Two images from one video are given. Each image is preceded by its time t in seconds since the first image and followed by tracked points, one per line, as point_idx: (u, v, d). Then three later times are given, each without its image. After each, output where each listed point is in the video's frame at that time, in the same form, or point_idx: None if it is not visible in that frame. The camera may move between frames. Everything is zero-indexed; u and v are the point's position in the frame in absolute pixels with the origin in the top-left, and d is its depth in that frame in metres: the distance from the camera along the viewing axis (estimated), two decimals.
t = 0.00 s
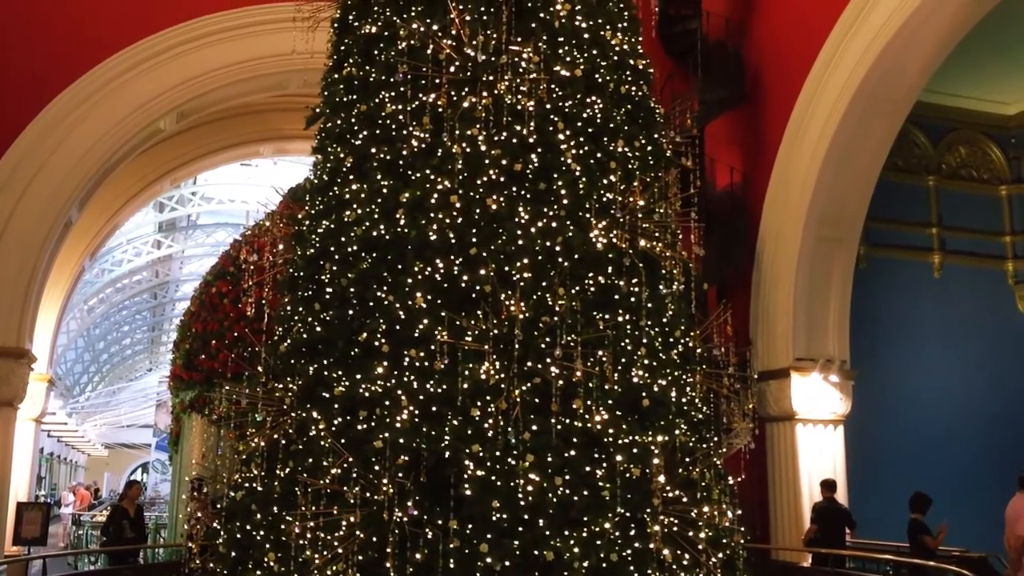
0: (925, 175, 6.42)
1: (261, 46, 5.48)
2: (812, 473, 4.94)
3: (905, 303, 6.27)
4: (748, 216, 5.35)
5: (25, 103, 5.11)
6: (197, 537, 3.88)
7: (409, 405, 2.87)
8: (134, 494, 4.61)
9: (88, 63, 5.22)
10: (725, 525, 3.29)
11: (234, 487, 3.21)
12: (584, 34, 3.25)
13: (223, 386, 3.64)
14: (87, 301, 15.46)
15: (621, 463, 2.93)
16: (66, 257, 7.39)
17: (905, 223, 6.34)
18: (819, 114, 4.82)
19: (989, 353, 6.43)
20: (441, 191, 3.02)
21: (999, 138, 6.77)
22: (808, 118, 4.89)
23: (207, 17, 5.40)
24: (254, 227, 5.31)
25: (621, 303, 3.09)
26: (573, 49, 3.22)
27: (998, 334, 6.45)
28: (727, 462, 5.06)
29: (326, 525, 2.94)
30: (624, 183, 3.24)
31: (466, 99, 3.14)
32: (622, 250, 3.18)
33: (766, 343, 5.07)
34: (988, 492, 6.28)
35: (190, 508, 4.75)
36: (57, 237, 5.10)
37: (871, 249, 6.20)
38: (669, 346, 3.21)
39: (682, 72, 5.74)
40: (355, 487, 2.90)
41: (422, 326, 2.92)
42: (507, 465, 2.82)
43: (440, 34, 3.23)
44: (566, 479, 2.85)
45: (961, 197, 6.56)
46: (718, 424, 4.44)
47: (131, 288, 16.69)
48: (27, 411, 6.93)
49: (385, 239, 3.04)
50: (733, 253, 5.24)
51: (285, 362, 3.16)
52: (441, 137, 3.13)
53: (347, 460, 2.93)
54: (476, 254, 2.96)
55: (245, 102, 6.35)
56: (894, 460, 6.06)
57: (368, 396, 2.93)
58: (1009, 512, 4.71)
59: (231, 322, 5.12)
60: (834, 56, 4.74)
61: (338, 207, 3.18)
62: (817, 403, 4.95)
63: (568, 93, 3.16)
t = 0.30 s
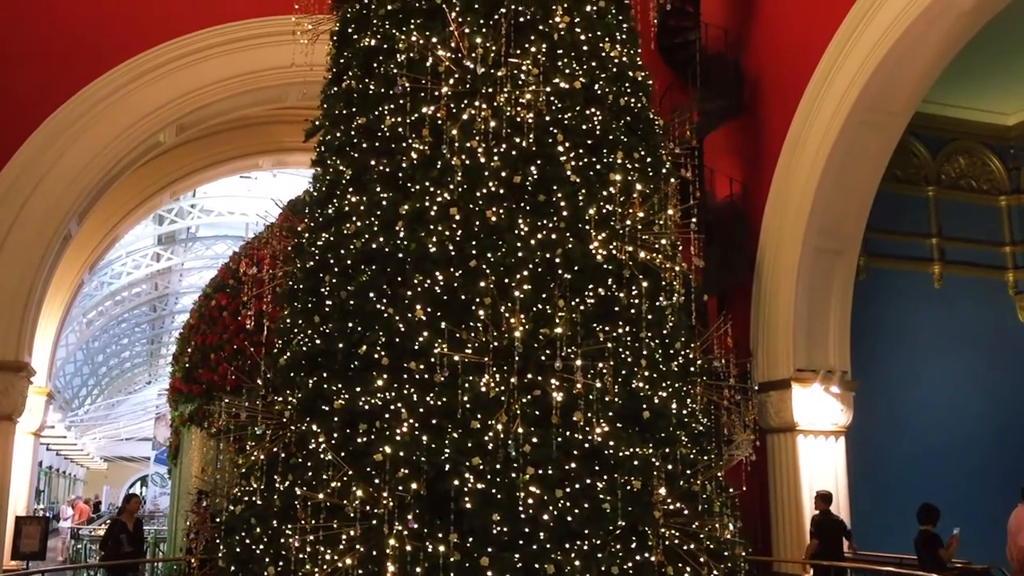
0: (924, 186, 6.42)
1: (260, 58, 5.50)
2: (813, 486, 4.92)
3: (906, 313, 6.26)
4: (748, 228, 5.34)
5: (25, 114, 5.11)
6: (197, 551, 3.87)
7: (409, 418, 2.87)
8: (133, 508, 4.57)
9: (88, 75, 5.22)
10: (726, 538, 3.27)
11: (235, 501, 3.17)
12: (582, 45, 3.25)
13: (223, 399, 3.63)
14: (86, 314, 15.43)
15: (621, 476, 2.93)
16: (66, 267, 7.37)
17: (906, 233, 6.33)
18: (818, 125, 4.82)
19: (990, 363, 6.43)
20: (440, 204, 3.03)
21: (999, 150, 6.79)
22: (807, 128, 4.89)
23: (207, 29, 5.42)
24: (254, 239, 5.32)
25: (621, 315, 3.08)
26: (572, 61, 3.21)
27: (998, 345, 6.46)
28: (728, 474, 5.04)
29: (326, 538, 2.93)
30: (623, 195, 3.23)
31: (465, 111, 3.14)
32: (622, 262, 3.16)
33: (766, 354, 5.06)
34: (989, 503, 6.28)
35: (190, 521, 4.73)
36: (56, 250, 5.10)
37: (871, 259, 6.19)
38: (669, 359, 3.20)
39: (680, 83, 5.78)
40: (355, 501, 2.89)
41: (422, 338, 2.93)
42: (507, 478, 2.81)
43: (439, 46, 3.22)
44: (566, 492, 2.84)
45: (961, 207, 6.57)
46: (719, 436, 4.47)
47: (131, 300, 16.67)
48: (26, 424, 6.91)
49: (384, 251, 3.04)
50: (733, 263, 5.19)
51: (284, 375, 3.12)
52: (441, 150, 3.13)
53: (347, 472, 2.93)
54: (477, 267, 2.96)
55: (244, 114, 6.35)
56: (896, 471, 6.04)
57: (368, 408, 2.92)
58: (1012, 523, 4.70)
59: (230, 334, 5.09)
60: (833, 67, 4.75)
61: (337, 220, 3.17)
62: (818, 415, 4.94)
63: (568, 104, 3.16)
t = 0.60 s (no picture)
0: (923, 197, 6.43)
1: (260, 69, 5.52)
2: (812, 498, 4.91)
3: (906, 323, 6.26)
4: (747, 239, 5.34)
5: (26, 125, 5.12)
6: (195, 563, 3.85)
7: (408, 428, 2.87)
8: (131, 519, 4.59)
9: (90, 86, 5.24)
10: (726, 549, 3.26)
11: (233, 513, 3.16)
12: (582, 56, 3.27)
13: (222, 411, 3.61)
14: (85, 325, 15.41)
15: (621, 487, 2.92)
16: (65, 279, 7.36)
17: (905, 244, 6.34)
18: (817, 135, 4.83)
19: (990, 374, 6.44)
20: (439, 216, 3.03)
21: (997, 160, 6.80)
22: (806, 138, 4.90)
23: (208, 40, 5.43)
24: (254, 250, 5.32)
25: (621, 326, 3.08)
26: (571, 73, 3.22)
27: (997, 355, 6.46)
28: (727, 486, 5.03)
29: (324, 550, 2.92)
30: (623, 206, 3.24)
31: (465, 123, 3.16)
32: (622, 272, 3.18)
33: (766, 364, 5.05)
34: (989, 514, 6.27)
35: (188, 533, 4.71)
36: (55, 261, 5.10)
37: (871, 269, 6.18)
38: (668, 369, 3.20)
39: (679, 93, 5.80)
40: (354, 512, 2.88)
41: (422, 349, 2.93)
42: (507, 489, 2.81)
43: (439, 58, 3.23)
44: (566, 503, 2.84)
45: (960, 218, 6.58)
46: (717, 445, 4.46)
47: (130, 311, 16.65)
48: (24, 435, 6.89)
49: (383, 263, 3.05)
50: (733, 274, 5.19)
51: (283, 387, 3.12)
52: (440, 161, 3.14)
53: (346, 484, 2.92)
54: (476, 278, 2.96)
55: (244, 125, 6.36)
56: (896, 482, 6.03)
57: (367, 419, 2.92)
58: (1013, 535, 4.68)
59: (230, 345, 5.08)
60: (831, 77, 4.76)
61: (337, 231, 3.17)
62: (818, 426, 4.93)
63: (568, 115, 3.16)
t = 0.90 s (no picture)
0: (922, 211, 6.44)
1: (261, 82, 5.52)
2: (812, 511, 4.89)
3: (906, 338, 6.25)
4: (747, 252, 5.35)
5: (28, 137, 5.12)
6: None
7: (407, 442, 2.86)
8: (129, 532, 4.53)
9: (91, 99, 5.24)
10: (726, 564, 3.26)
11: (230, 526, 3.16)
12: (581, 71, 3.28)
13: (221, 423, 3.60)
14: (84, 337, 15.39)
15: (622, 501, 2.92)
16: (65, 292, 7.39)
17: (905, 258, 6.34)
18: (817, 149, 4.83)
19: (990, 388, 6.43)
20: (440, 229, 3.03)
21: (996, 175, 6.81)
22: (806, 152, 4.90)
23: (209, 53, 5.45)
24: (254, 262, 5.32)
25: (620, 340, 3.09)
26: (571, 87, 3.24)
27: (996, 369, 6.46)
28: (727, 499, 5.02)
29: (322, 564, 2.89)
30: (622, 220, 3.25)
31: (465, 136, 3.16)
32: (621, 286, 3.18)
33: (765, 379, 5.04)
34: (989, 529, 6.26)
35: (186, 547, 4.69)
36: (55, 274, 5.10)
37: (871, 283, 6.18)
38: (669, 383, 3.20)
39: (678, 107, 5.84)
40: (352, 526, 2.87)
41: (422, 362, 2.93)
42: (507, 503, 2.81)
43: (439, 72, 3.23)
44: (566, 517, 2.83)
45: (959, 232, 6.59)
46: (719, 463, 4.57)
47: (129, 323, 16.65)
48: (22, 448, 6.87)
49: (384, 275, 3.04)
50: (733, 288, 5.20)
51: (281, 399, 3.12)
52: (440, 174, 3.14)
53: (345, 498, 2.90)
54: (475, 291, 2.96)
55: (244, 138, 6.37)
56: (897, 496, 6.01)
57: (366, 433, 2.92)
58: (1014, 551, 4.66)
59: (229, 359, 5.06)
60: (831, 92, 4.77)
61: (337, 244, 3.17)
62: (818, 440, 4.92)
63: (567, 129, 3.18)
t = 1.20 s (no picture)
0: (921, 226, 6.45)
1: (262, 96, 5.53)
2: (813, 526, 4.88)
3: (906, 353, 6.25)
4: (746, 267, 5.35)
5: (28, 151, 5.13)
6: None
7: (406, 457, 2.87)
8: (128, 547, 4.52)
9: (92, 113, 5.25)
10: None
11: (230, 541, 3.10)
12: (581, 86, 3.30)
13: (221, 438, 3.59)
14: (83, 351, 15.35)
15: (621, 516, 2.91)
16: (66, 303, 7.40)
17: (904, 273, 6.34)
18: (816, 164, 4.84)
19: (990, 403, 6.43)
20: (440, 243, 3.03)
21: (995, 190, 6.83)
22: (806, 166, 4.92)
23: (211, 67, 5.46)
24: (254, 277, 5.32)
25: (620, 354, 3.09)
26: (571, 102, 3.25)
27: (996, 384, 6.46)
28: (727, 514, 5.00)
29: None
30: (622, 234, 3.26)
31: (464, 151, 3.17)
32: (621, 300, 3.19)
33: (765, 393, 5.04)
34: (989, 545, 6.25)
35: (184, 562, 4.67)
36: (55, 288, 5.10)
37: (871, 298, 6.18)
38: (668, 398, 3.21)
39: (678, 122, 5.86)
40: (352, 540, 2.88)
41: (421, 376, 2.93)
42: (506, 519, 2.80)
43: (440, 87, 3.26)
44: (566, 532, 2.82)
45: (958, 247, 6.60)
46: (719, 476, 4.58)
47: (129, 337, 16.63)
48: (21, 462, 6.86)
49: (383, 290, 3.05)
50: (732, 303, 5.22)
51: (281, 415, 3.11)
52: (440, 188, 3.15)
53: (344, 513, 2.90)
54: (475, 305, 2.96)
55: (245, 152, 6.38)
56: (897, 511, 6.00)
57: (366, 447, 2.91)
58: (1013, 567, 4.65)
59: (228, 372, 5.05)
60: (830, 107, 4.78)
61: (337, 258, 3.17)
62: (818, 454, 4.92)
63: (567, 144, 3.19)
